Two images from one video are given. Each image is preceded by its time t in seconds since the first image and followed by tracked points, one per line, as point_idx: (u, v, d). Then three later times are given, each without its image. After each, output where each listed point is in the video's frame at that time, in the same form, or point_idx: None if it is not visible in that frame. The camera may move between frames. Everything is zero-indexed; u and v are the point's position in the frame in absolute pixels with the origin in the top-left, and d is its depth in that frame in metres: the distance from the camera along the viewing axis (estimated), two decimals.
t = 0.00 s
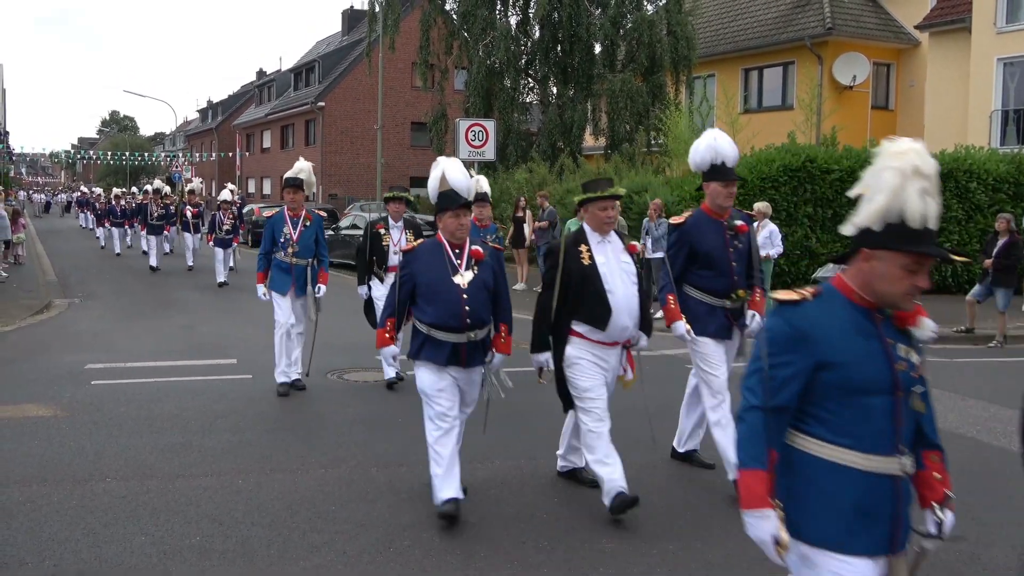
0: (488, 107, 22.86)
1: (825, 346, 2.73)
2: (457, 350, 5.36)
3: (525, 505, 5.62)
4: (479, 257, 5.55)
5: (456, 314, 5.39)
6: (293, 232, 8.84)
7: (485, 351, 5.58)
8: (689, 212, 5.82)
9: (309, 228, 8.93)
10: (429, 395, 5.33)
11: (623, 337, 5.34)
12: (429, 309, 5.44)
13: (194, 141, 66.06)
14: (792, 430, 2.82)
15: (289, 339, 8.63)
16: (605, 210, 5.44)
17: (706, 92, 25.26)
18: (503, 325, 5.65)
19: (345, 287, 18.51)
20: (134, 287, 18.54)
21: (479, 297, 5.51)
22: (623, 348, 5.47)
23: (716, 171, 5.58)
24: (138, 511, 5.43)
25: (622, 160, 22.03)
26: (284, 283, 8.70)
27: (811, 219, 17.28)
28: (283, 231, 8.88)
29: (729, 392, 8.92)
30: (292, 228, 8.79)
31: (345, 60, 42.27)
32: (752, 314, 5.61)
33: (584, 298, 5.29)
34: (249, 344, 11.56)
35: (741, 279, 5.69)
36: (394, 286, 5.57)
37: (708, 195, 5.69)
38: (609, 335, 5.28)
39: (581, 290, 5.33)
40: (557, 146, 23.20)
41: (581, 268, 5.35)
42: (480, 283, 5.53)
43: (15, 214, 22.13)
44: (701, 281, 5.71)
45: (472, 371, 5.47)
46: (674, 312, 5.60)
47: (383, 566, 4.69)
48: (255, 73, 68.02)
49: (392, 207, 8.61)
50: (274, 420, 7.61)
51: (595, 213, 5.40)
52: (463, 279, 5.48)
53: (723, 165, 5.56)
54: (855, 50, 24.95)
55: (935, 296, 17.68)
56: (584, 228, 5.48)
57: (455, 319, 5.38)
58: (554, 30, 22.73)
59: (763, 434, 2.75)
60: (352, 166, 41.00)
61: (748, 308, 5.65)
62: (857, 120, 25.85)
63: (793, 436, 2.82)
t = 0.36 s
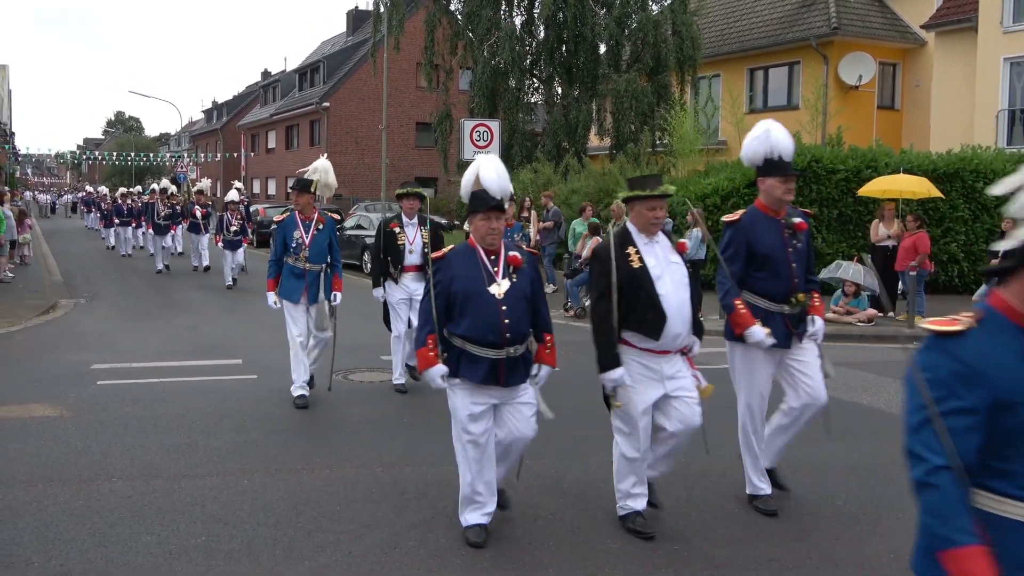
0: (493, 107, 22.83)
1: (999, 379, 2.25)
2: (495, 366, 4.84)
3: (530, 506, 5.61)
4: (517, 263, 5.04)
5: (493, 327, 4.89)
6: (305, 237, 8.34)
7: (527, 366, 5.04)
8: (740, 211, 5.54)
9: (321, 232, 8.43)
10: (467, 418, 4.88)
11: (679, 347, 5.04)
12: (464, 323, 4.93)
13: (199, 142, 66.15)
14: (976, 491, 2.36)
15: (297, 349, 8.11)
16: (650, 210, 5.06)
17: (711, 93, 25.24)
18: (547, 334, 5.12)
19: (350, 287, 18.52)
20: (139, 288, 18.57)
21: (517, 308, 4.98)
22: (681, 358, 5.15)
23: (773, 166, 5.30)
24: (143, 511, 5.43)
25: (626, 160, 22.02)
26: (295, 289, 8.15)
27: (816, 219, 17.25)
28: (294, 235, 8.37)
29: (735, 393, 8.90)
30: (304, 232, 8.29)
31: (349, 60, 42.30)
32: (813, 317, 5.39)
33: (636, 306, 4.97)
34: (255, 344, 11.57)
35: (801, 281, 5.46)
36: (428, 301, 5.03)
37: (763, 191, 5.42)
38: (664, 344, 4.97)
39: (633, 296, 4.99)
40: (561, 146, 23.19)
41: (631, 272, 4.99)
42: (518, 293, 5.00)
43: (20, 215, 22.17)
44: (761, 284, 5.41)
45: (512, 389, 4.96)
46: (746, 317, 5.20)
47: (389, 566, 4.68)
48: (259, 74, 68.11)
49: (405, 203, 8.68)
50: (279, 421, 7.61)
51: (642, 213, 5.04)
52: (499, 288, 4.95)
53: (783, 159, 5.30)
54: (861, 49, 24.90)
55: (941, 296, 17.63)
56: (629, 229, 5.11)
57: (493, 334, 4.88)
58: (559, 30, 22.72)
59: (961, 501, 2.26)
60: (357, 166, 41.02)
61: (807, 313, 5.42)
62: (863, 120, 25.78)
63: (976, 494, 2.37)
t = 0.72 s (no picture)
0: (497, 108, 22.86)
1: None
2: (545, 399, 4.34)
3: (531, 506, 5.60)
4: (576, 284, 4.47)
5: (547, 354, 4.37)
6: (323, 241, 7.88)
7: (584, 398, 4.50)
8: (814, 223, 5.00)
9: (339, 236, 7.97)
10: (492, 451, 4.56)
11: (753, 382, 4.47)
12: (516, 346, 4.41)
13: (202, 142, 66.19)
14: None
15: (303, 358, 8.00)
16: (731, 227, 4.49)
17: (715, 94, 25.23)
18: (605, 361, 4.60)
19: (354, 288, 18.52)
20: (142, 287, 18.59)
21: (577, 335, 4.43)
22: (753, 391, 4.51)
23: (856, 175, 4.79)
24: (146, 510, 5.42)
25: (630, 162, 22.01)
26: (312, 298, 7.75)
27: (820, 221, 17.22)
28: (312, 239, 7.90)
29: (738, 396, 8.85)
30: (322, 235, 7.84)
31: (354, 60, 42.35)
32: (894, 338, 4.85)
33: (708, 329, 4.44)
34: (257, 344, 11.55)
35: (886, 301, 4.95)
36: (479, 320, 4.47)
37: (843, 203, 4.88)
38: (735, 377, 4.41)
39: (706, 317, 4.46)
40: (565, 147, 23.16)
41: (704, 292, 4.45)
42: (577, 317, 4.45)
43: (25, 214, 22.20)
44: (840, 303, 4.86)
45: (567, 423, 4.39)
46: (829, 339, 4.65)
47: (390, 566, 4.67)
48: (264, 74, 68.16)
49: (429, 209, 8.31)
50: (281, 420, 7.61)
51: (720, 228, 4.48)
52: (557, 310, 4.40)
53: (865, 169, 4.81)
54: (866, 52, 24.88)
55: (945, 299, 17.60)
56: (703, 245, 4.55)
57: (545, 362, 4.36)
58: (563, 31, 22.70)
59: None
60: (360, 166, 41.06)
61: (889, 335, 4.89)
62: (867, 122, 25.74)
63: None
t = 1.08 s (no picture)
0: (500, 108, 22.85)
1: None
2: (616, 415, 3.67)
3: (535, 508, 5.58)
4: (642, 286, 3.77)
5: (612, 368, 3.67)
6: (350, 242, 7.51)
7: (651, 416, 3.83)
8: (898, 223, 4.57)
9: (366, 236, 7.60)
10: (576, 474, 3.64)
11: (841, 399, 3.87)
12: (575, 358, 3.72)
13: (205, 142, 66.24)
14: None
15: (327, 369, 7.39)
16: (821, 227, 3.87)
17: (718, 95, 25.19)
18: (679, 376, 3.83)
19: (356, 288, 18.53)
20: (145, 287, 18.60)
21: (645, 345, 3.74)
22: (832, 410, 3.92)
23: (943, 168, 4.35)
24: (149, 511, 5.40)
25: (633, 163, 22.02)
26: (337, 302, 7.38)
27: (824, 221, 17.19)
28: (337, 240, 7.54)
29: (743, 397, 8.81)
30: (348, 237, 7.48)
31: (356, 61, 42.36)
32: (977, 353, 4.45)
33: (791, 342, 3.81)
34: (261, 344, 11.55)
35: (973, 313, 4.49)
36: (523, 328, 3.80)
37: (929, 199, 4.40)
38: (823, 393, 3.82)
39: (790, 329, 3.83)
40: (568, 148, 23.14)
41: (787, 302, 3.84)
42: (645, 324, 3.75)
43: (28, 214, 22.22)
44: (918, 312, 4.43)
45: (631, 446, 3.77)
46: (897, 353, 4.13)
47: (393, 566, 4.66)
48: (266, 74, 68.17)
49: (455, 205, 7.97)
50: (284, 420, 7.60)
51: (809, 228, 3.88)
52: (624, 316, 3.71)
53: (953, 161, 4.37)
54: (869, 52, 24.83)
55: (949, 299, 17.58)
56: (788, 246, 3.95)
57: (613, 374, 3.67)
58: (565, 32, 22.64)
59: None
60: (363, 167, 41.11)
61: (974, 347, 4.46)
62: (870, 123, 25.69)
63: None
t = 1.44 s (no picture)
0: (502, 108, 22.81)
1: None
2: (695, 464, 3.26)
3: (538, 508, 5.56)
4: (718, 314, 3.35)
5: (693, 411, 3.23)
6: (371, 251, 6.89)
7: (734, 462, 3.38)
8: (1000, 233, 3.99)
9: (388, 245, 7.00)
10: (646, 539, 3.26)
11: (954, 437, 3.40)
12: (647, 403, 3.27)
13: (207, 143, 66.28)
14: None
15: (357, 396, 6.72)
16: (920, 244, 3.37)
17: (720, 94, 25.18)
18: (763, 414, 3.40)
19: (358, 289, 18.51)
20: (147, 288, 18.61)
21: (725, 382, 3.31)
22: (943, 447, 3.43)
23: None
24: (151, 511, 5.40)
25: (635, 162, 22.03)
26: (357, 313, 6.72)
27: (826, 221, 17.17)
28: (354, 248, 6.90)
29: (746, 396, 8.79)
30: (367, 244, 6.86)
31: (357, 62, 42.40)
32: None
33: (897, 377, 3.33)
34: (263, 344, 11.55)
35: None
36: (586, 370, 3.32)
37: None
38: (938, 434, 3.33)
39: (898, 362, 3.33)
40: (569, 148, 23.13)
41: (892, 332, 3.33)
42: (723, 357, 3.32)
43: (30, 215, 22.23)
44: None
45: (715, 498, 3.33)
46: (1009, 383, 3.54)
47: (395, 567, 4.65)
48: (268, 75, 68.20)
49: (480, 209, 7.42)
50: (286, 421, 7.59)
51: (908, 244, 3.38)
52: (698, 349, 3.28)
53: None
54: (872, 51, 24.80)
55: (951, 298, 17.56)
56: (885, 266, 3.43)
57: (692, 419, 3.24)
58: (567, 31, 22.60)
59: None
60: (364, 167, 41.15)
61: None
62: (873, 122, 25.65)
63: None
